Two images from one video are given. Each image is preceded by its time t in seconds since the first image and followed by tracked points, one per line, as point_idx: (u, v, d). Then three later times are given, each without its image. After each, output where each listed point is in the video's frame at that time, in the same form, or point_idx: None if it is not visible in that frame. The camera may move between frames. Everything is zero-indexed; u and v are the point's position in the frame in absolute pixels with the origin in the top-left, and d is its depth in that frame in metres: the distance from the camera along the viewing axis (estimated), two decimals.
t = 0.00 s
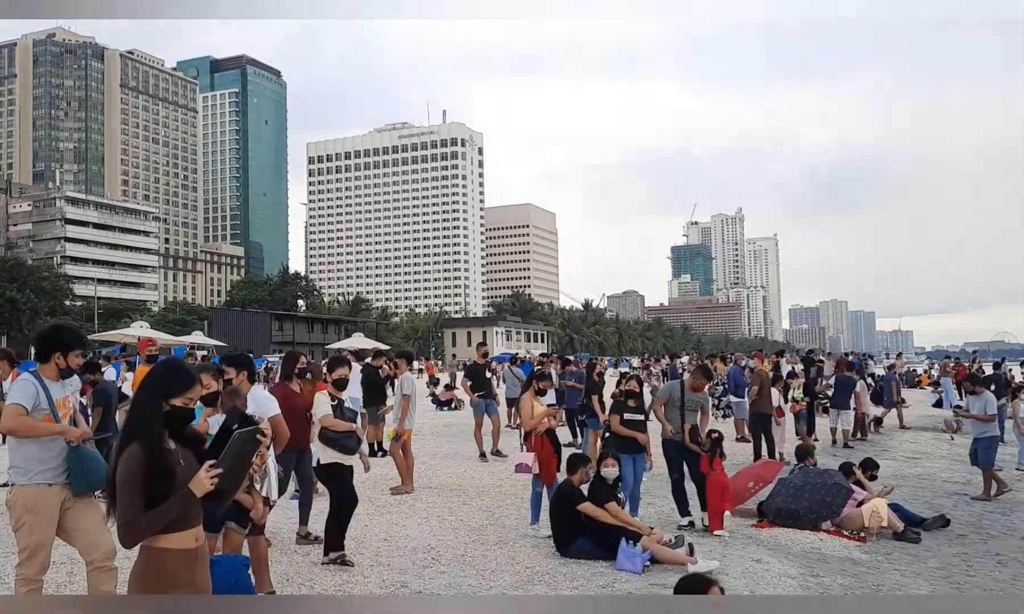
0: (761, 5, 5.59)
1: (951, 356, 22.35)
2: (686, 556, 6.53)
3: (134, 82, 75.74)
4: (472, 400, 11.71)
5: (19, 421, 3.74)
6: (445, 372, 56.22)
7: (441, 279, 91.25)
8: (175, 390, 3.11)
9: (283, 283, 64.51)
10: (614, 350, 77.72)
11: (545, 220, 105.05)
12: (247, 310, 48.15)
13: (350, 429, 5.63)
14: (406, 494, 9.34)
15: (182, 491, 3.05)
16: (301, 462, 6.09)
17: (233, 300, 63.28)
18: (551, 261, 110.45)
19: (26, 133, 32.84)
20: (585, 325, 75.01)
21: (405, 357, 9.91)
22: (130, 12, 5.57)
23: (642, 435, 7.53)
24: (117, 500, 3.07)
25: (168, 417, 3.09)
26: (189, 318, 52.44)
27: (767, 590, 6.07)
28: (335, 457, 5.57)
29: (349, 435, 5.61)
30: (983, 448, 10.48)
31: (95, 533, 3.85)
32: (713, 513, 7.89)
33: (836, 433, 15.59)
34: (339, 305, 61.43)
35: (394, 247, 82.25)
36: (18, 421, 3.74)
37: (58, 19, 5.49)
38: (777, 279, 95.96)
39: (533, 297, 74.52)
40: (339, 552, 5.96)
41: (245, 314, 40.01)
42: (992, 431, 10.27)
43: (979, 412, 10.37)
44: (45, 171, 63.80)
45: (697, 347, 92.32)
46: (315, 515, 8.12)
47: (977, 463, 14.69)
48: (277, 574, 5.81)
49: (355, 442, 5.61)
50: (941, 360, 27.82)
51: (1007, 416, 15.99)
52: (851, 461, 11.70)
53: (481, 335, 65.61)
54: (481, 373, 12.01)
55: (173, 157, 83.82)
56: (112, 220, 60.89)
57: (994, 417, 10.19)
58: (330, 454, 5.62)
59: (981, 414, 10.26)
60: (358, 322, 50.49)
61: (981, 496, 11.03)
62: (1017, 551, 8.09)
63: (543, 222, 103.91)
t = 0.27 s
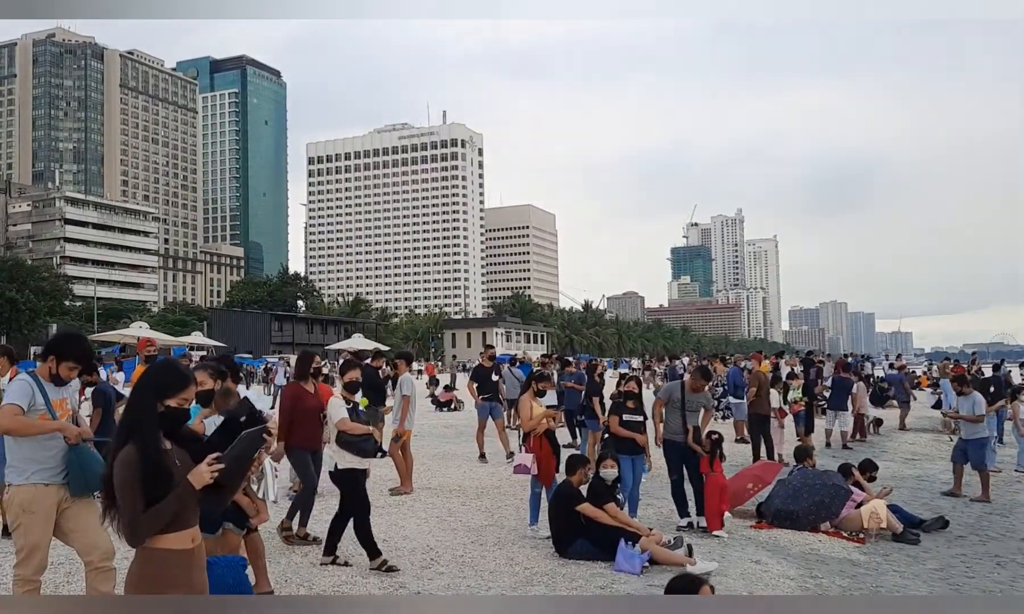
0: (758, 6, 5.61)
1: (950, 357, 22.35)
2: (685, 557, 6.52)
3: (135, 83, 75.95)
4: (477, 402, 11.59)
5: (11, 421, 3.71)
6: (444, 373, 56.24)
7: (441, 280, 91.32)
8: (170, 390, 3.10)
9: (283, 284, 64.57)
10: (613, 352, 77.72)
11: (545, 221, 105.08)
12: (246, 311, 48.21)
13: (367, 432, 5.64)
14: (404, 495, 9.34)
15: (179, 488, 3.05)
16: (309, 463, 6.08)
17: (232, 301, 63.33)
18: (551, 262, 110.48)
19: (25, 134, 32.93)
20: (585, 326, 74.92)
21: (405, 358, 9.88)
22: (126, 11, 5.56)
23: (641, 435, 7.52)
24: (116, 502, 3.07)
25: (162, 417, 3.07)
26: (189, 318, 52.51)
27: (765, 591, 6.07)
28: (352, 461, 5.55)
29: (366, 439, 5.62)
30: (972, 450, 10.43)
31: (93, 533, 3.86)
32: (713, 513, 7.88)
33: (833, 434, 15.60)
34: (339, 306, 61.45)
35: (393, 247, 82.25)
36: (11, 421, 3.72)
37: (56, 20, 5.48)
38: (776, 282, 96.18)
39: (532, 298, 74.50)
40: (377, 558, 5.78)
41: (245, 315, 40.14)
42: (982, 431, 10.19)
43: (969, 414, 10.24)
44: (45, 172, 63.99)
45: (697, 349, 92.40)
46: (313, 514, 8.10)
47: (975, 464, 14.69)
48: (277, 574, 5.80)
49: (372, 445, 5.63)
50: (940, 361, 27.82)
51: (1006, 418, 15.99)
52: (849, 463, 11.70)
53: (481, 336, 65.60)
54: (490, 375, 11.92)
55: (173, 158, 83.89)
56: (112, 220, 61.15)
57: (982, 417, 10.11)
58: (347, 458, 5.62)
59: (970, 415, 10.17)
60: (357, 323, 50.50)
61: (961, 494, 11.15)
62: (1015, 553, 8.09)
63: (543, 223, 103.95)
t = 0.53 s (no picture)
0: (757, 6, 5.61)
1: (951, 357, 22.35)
2: (684, 556, 6.52)
3: (135, 83, 75.92)
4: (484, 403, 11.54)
5: (10, 421, 3.69)
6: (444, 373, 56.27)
7: (441, 279, 91.36)
8: (165, 388, 3.10)
9: (282, 283, 64.59)
10: (613, 351, 77.72)
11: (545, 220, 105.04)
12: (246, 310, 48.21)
13: (390, 429, 5.60)
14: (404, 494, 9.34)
15: (177, 486, 3.05)
16: (319, 464, 6.06)
17: (232, 300, 63.38)
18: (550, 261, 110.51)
19: (25, 134, 32.96)
20: (585, 326, 74.90)
21: (406, 357, 9.85)
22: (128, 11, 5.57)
23: (639, 435, 7.52)
24: (114, 501, 3.07)
25: (158, 415, 3.06)
26: (188, 318, 52.54)
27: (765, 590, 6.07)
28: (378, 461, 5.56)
29: (390, 436, 5.58)
30: (956, 448, 10.49)
31: (91, 532, 3.85)
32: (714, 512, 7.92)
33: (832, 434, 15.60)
34: (339, 305, 61.48)
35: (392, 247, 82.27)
36: (9, 421, 3.70)
37: (58, 20, 5.48)
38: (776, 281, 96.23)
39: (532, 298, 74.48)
40: (378, 562, 5.76)
41: (246, 315, 40.22)
42: (966, 431, 10.26)
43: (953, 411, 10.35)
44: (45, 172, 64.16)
45: (696, 348, 92.48)
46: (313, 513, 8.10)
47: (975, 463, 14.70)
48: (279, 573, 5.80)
49: (396, 441, 5.59)
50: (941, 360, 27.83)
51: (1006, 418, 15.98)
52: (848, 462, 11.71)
53: (481, 336, 65.58)
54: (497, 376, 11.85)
55: (173, 158, 83.87)
56: (112, 220, 61.20)
57: (967, 416, 10.21)
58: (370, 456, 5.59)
59: (954, 413, 10.28)
60: (356, 323, 50.47)
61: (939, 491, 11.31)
62: (1015, 552, 8.09)
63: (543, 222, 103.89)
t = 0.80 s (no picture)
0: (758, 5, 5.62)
1: (950, 357, 22.35)
2: (684, 556, 6.53)
3: (133, 83, 75.84)
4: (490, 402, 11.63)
5: (6, 423, 3.68)
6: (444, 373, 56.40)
7: (440, 279, 91.36)
8: (164, 387, 3.10)
9: (281, 283, 64.59)
10: (612, 351, 77.74)
11: (543, 220, 105.19)
12: (245, 311, 48.39)
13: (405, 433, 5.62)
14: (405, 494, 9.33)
15: (178, 483, 3.05)
16: (329, 464, 6.08)
17: (231, 301, 63.54)
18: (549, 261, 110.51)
19: (23, 133, 33.03)
20: (584, 326, 74.94)
21: (405, 357, 9.87)
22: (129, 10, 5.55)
23: (639, 434, 7.53)
24: (113, 500, 3.07)
25: (157, 413, 3.06)
26: (187, 317, 52.79)
27: (764, 590, 6.07)
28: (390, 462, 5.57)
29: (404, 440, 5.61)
30: (942, 445, 10.49)
31: (90, 532, 3.85)
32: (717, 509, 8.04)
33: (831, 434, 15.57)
34: (338, 306, 61.63)
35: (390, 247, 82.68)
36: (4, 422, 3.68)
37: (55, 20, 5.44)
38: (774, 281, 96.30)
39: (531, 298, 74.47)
40: (377, 562, 5.78)
41: (244, 316, 40.24)
42: (950, 427, 10.26)
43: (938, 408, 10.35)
44: (44, 172, 64.52)
45: (695, 348, 92.51)
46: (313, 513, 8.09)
47: (976, 463, 14.69)
48: (275, 575, 5.81)
49: (409, 446, 5.62)
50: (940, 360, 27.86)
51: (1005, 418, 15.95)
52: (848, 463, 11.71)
53: (480, 337, 65.67)
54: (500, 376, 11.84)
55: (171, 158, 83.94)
56: (111, 220, 61.27)
57: (951, 411, 10.21)
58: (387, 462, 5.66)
59: (938, 409, 10.28)
60: (355, 324, 50.56)
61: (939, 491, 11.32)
62: (1015, 552, 8.10)
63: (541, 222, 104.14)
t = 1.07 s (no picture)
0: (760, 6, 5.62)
1: (953, 357, 22.35)
2: (689, 557, 6.52)
3: (135, 86, 76.01)
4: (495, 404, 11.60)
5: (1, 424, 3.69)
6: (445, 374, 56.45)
7: (441, 281, 91.45)
8: (172, 390, 3.11)
9: (283, 285, 64.69)
10: (614, 352, 77.73)
11: (545, 221, 105.25)
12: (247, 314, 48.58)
13: (425, 438, 5.54)
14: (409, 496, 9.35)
15: (184, 486, 3.05)
16: (346, 467, 6.09)
17: (233, 303, 63.69)
18: (551, 263, 110.52)
19: (24, 137, 33.14)
20: (586, 327, 74.94)
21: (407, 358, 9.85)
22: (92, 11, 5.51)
23: (642, 437, 7.54)
24: (121, 502, 3.09)
25: (166, 416, 3.06)
26: (189, 320, 52.91)
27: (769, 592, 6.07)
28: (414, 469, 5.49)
29: (424, 445, 5.52)
30: (936, 444, 10.50)
31: (96, 536, 3.86)
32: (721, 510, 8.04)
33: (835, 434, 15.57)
34: (340, 308, 61.75)
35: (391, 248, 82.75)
36: None
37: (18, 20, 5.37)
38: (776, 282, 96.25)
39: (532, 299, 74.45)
40: (382, 564, 5.80)
41: (247, 318, 40.37)
42: (945, 426, 10.26)
43: (933, 407, 10.35)
44: (46, 175, 64.81)
45: (697, 349, 92.47)
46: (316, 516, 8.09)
47: (980, 463, 14.67)
48: (281, 576, 5.81)
49: (432, 451, 5.53)
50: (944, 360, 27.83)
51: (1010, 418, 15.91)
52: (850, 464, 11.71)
53: (481, 338, 65.69)
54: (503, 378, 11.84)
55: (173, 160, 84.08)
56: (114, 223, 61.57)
57: (947, 411, 10.21)
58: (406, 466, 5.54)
59: (933, 408, 10.30)
60: (356, 326, 50.65)
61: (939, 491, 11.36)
62: (1019, 552, 8.10)
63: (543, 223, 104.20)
